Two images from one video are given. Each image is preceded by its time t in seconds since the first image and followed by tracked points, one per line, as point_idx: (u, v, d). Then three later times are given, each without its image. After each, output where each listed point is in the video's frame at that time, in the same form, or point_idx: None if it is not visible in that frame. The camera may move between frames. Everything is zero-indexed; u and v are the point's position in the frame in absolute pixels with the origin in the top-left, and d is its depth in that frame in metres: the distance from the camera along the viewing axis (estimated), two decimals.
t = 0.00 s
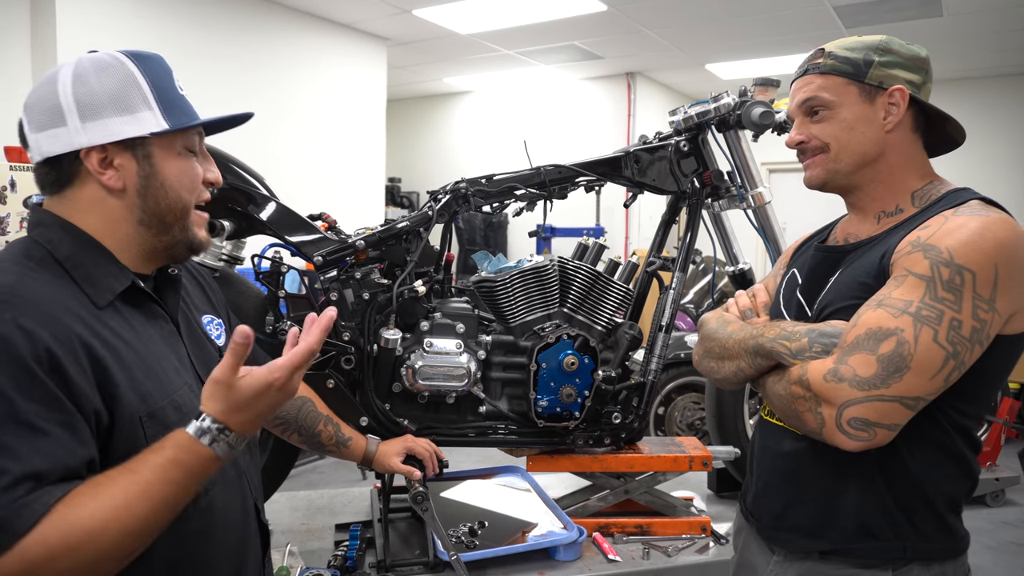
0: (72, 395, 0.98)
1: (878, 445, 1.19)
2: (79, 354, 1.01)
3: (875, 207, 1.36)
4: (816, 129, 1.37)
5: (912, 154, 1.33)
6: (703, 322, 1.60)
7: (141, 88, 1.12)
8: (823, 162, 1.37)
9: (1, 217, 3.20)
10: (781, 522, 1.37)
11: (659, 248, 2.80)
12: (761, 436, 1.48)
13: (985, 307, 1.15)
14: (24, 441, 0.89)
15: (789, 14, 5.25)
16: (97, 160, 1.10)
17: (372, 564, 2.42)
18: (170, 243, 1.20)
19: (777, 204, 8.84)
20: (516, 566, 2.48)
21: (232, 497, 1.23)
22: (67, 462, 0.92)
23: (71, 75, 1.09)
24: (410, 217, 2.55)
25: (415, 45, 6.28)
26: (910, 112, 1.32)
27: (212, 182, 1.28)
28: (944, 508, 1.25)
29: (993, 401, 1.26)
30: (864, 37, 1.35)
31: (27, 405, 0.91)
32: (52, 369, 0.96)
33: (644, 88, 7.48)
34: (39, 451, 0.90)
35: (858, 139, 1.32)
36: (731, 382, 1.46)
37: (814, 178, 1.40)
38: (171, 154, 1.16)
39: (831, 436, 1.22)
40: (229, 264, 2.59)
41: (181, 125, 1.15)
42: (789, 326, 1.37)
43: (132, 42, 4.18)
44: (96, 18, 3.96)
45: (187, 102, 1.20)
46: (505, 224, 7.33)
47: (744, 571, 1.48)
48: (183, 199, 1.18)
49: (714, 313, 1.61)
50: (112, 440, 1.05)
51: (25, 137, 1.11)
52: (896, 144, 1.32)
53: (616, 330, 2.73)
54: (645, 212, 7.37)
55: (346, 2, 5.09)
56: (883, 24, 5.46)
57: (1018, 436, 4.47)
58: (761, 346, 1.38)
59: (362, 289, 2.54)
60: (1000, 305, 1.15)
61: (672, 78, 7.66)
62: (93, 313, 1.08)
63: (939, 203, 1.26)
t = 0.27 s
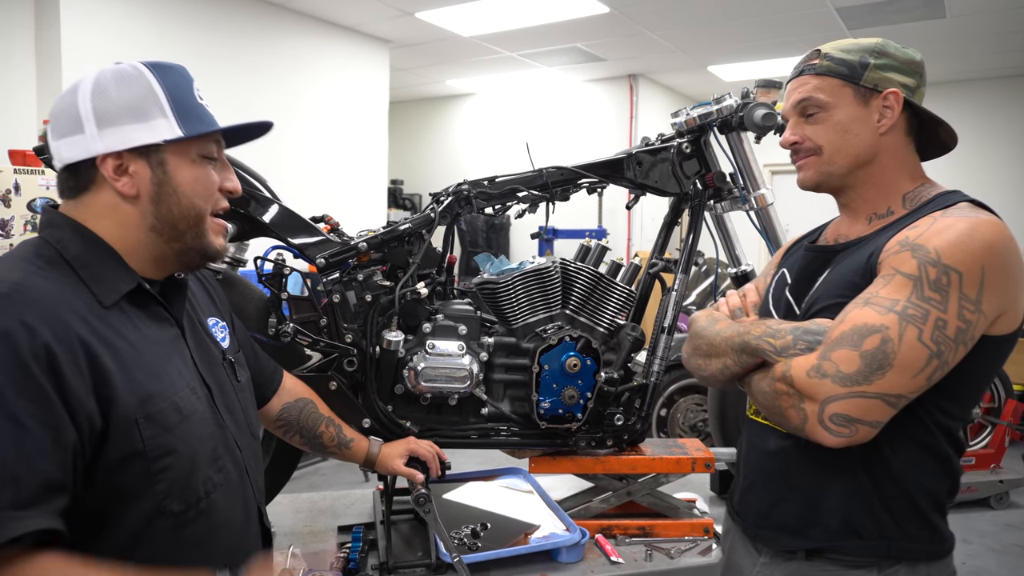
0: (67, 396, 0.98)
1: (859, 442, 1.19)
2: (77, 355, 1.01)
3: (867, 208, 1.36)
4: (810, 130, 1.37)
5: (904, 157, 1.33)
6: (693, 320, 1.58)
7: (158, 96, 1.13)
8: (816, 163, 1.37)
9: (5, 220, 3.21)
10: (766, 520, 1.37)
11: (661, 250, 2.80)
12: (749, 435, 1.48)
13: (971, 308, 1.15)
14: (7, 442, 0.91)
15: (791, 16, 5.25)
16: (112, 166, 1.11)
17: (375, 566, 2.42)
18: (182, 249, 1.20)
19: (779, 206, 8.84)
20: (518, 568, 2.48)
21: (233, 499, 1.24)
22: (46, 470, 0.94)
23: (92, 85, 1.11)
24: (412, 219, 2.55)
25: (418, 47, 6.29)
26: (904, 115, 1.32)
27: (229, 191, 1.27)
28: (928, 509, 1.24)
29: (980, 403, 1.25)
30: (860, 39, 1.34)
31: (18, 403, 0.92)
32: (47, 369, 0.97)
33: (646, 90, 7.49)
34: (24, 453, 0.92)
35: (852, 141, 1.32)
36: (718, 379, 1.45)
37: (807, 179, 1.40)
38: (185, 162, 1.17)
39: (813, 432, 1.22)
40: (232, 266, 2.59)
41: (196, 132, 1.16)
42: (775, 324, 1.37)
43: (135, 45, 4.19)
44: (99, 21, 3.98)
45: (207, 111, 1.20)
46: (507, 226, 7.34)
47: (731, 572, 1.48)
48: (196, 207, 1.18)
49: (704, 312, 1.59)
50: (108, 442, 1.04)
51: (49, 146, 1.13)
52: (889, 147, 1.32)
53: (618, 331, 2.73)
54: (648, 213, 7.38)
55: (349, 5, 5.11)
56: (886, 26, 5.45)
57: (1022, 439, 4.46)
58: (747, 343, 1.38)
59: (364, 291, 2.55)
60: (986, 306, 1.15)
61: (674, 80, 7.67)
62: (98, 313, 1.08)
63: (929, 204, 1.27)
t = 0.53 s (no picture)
0: (94, 406, 1.00)
1: (841, 442, 1.19)
2: (105, 365, 1.02)
3: (854, 210, 1.36)
4: (799, 132, 1.36)
5: (892, 160, 1.33)
6: (679, 318, 1.58)
7: (181, 103, 1.14)
8: (806, 167, 1.37)
9: (7, 222, 3.22)
10: (748, 520, 1.37)
11: (662, 250, 2.81)
12: (732, 433, 1.47)
13: (954, 310, 1.15)
14: (34, 453, 0.92)
15: (792, 16, 5.25)
16: (134, 171, 1.11)
17: (376, 567, 2.42)
18: (198, 254, 1.21)
19: (780, 206, 8.83)
20: (519, 569, 2.47)
21: (240, 502, 1.23)
22: (64, 483, 0.96)
23: (116, 89, 1.11)
24: (412, 220, 2.55)
25: (419, 48, 6.29)
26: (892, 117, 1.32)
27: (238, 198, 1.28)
28: (909, 509, 1.25)
29: (960, 404, 1.26)
30: (848, 41, 1.33)
31: (42, 410, 0.93)
32: (78, 377, 0.98)
33: (647, 90, 7.49)
34: (50, 465, 0.94)
35: (841, 144, 1.31)
36: (701, 377, 1.45)
37: (799, 184, 1.39)
38: (205, 169, 1.17)
39: (796, 430, 1.22)
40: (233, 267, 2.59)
41: (217, 141, 1.17)
42: (760, 322, 1.36)
43: (137, 47, 4.20)
44: (100, 23, 3.98)
45: (224, 118, 1.22)
46: (508, 227, 7.34)
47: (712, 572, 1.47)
48: (214, 214, 1.19)
49: (691, 309, 1.58)
50: (129, 448, 1.05)
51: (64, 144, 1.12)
52: (877, 149, 1.32)
53: (619, 332, 2.72)
54: (649, 214, 7.38)
55: (350, 6, 5.11)
56: (887, 25, 5.45)
57: None
58: (732, 341, 1.37)
59: (365, 292, 2.54)
60: (969, 310, 1.15)
61: (675, 81, 7.66)
62: (123, 320, 1.09)
63: (913, 207, 1.27)
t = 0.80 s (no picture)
0: (105, 406, 0.99)
1: (830, 438, 1.19)
2: (114, 366, 1.02)
3: (843, 208, 1.36)
4: (788, 130, 1.35)
5: (879, 158, 1.34)
6: (670, 315, 1.59)
7: (160, 94, 1.13)
8: (795, 165, 1.36)
9: (7, 222, 3.22)
10: (739, 518, 1.36)
11: (662, 251, 2.81)
12: (723, 431, 1.47)
13: (943, 306, 1.15)
14: (47, 452, 0.91)
15: (792, 16, 5.24)
16: (117, 165, 1.11)
17: (376, 567, 2.42)
18: (192, 244, 1.20)
19: (781, 206, 8.83)
20: (519, 569, 2.47)
21: (242, 503, 1.23)
22: (79, 481, 0.95)
23: (94, 86, 1.11)
24: (413, 220, 2.55)
25: (420, 48, 6.29)
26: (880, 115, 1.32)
27: (239, 185, 1.27)
28: (899, 505, 1.25)
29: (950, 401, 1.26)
30: (836, 40, 1.33)
31: (54, 409, 0.93)
32: (89, 377, 0.98)
33: (648, 90, 7.48)
34: (64, 465, 0.93)
35: (830, 143, 1.31)
36: (692, 374, 1.46)
37: (789, 183, 1.39)
38: (188, 156, 1.15)
39: (786, 426, 1.22)
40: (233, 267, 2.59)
41: (198, 125, 1.14)
42: (750, 320, 1.37)
43: (137, 46, 4.19)
44: (101, 23, 3.98)
45: (212, 107, 1.20)
46: (509, 227, 7.33)
47: (703, 570, 1.47)
48: (202, 201, 1.17)
49: (682, 308, 1.60)
50: (137, 448, 1.05)
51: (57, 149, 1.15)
52: (865, 147, 1.32)
53: (620, 332, 2.72)
54: (649, 214, 7.37)
55: (350, 6, 5.10)
56: (888, 25, 5.44)
57: None
58: (722, 339, 1.38)
59: (366, 292, 2.54)
60: (958, 307, 1.15)
61: (676, 81, 7.66)
62: (127, 319, 1.08)
63: (902, 204, 1.27)
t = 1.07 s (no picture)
0: (104, 409, 0.99)
1: (826, 439, 1.18)
2: (114, 368, 1.01)
3: (840, 208, 1.36)
4: (784, 131, 1.35)
5: (876, 159, 1.33)
6: (672, 320, 1.59)
7: (140, 86, 1.12)
8: (792, 166, 1.36)
9: (8, 221, 3.22)
10: (742, 520, 1.36)
11: (664, 250, 2.80)
12: (725, 433, 1.47)
13: (935, 306, 1.14)
14: (44, 456, 0.91)
15: (794, 16, 5.23)
16: (106, 162, 1.11)
17: (376, 567, 2.41)
18: (191, 234, 1.19)
19: (782, 206, 8.82)
20: (520, 569, 2.47)
21: (249, 500, 1.23)
22: (78, 486, 0.95)
23: (75, 87, 1.11)
24: (414, 219, 2.54)
25: (421, 48, 6.29)
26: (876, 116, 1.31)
27: (234, 171, 1.26)
28: (901, 506, 1.24)
29: (950, 401, 1.24)
30: (831, 41, 1.33)
31: (52, 413, 0.92)
32: (87, 380, 0.97)
33: (649, 90, 7.47)
34: (61, 469, 0.93)
35: (825, 144, 1.31)
36: (692, 378, 1.46)
37: (785, 183, 1.39)
38: (175, 145, 1.15)
39: (780, 427, 1.22)
40: (233, 266, 2.59)
41: (181, 112, 1.13)
42: (746, 323, 1.37)
43: (138, 45, 4.19)
44: (102, 22, 3.98)
45: (194, 95, 1.18)
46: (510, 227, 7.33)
47: (708, 571, 1.47)
48: (194, 189, 1.17)
49: (684, 312, 1.60)
50: (140, 449, 1.04)
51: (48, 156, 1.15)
52: (861, 148, 1.31)
53: (621, 332, 2.71)
54: (650, 214, 7.36)
55: (351, 5, 5.10)
56: (890, 25, 5.42)
57: None
58: (719, 342, 1.38)
59: (367, 291, 2.55)
60: (951, 305, 1.14)
61: (677, 81, 7.64)
62: (128, 318, 1.08)
63: (896, 204, 1.27)
